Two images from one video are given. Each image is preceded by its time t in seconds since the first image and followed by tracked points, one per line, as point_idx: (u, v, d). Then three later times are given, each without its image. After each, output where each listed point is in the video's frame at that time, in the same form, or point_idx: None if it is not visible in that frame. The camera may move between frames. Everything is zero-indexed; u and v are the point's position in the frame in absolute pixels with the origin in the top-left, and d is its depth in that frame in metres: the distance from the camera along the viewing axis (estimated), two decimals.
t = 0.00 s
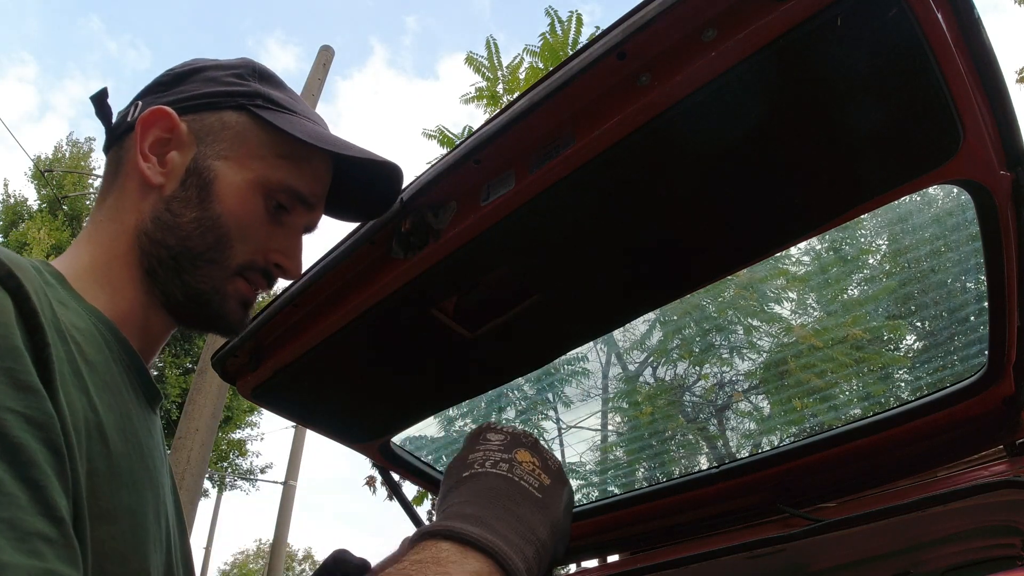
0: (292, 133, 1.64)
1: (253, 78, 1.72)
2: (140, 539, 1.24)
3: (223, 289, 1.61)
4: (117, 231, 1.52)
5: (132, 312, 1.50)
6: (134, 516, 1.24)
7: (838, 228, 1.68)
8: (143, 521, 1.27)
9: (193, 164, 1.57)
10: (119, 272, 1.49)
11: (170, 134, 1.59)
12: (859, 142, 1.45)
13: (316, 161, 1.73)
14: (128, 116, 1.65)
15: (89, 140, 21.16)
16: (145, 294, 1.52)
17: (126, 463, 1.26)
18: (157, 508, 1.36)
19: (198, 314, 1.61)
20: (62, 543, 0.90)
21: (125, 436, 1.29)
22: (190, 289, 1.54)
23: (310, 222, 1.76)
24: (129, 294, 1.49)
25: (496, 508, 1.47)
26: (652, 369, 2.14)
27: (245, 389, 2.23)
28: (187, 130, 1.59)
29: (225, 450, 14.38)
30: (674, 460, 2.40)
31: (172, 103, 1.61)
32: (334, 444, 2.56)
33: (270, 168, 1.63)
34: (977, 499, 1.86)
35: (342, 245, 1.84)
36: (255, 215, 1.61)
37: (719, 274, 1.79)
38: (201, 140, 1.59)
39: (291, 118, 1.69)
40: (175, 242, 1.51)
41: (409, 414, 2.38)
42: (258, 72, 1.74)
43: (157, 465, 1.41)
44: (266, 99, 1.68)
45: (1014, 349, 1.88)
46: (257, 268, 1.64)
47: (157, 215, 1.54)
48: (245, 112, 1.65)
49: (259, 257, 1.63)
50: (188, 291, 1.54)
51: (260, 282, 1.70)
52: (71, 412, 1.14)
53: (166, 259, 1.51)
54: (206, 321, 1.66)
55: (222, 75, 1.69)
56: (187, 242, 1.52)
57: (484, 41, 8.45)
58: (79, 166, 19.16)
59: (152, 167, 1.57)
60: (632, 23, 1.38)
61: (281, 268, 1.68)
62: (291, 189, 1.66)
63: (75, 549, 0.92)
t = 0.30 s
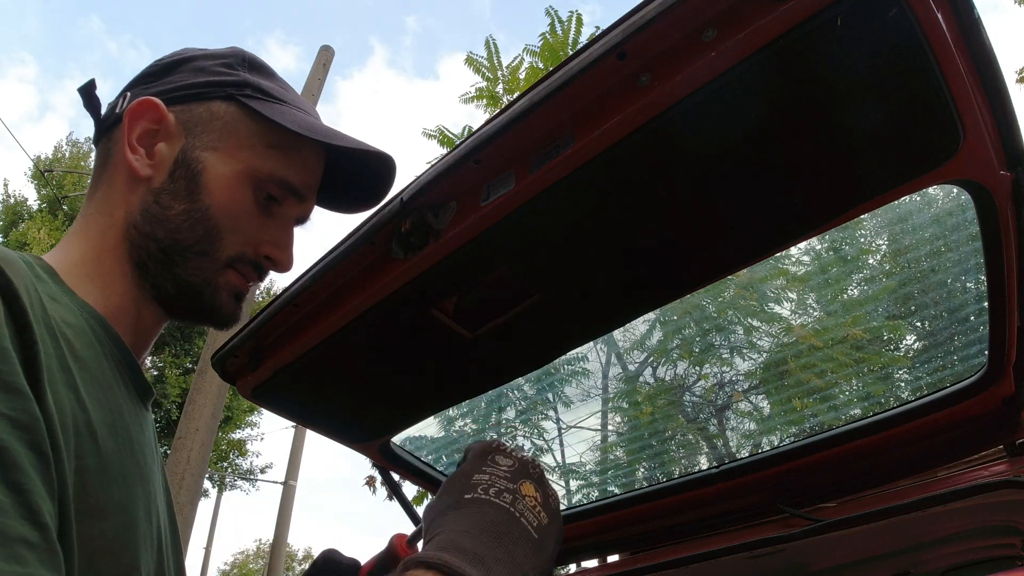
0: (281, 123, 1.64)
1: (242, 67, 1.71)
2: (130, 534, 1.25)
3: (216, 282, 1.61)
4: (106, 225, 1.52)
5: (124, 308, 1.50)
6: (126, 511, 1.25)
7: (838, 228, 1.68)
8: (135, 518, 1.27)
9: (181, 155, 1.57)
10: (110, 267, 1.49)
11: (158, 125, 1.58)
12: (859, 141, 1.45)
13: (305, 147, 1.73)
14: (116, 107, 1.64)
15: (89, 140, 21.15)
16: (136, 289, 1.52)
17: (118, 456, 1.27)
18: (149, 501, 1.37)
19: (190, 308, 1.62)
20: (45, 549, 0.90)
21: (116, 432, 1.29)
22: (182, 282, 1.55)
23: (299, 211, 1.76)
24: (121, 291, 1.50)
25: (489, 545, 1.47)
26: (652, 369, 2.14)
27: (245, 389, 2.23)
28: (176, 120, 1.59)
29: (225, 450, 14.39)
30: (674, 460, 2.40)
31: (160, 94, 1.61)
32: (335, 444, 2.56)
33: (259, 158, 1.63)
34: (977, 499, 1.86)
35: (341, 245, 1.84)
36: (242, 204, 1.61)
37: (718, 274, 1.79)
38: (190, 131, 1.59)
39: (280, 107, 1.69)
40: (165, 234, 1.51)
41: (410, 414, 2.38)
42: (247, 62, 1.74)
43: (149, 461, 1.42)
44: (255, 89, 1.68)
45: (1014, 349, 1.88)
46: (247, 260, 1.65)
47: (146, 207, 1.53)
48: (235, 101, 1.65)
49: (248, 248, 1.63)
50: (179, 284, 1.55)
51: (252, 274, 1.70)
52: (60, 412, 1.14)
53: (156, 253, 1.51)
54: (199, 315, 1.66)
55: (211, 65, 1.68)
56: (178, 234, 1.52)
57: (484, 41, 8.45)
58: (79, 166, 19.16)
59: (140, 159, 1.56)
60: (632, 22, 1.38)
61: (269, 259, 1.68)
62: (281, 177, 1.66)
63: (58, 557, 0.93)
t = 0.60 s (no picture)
0: (281, 119, 1.65)
1: (237, 64, 1.71)
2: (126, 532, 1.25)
3: (217, 274, 1.62)
4: (104, 219, 1.51)
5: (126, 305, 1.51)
6: (122, 510, 1.25)
7: (838, 228, 1.68)
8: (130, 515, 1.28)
9: (181, 150, 1.57)
10: (113, 263, 1.49)
11: (157, 120, 1.58)
12: (859, 141, 1.45)
13: (302, 144, 1.76)
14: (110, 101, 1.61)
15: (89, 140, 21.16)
16: (137, 282, 1.53)
17: (111, 458, 1.27)
18: (143, 499, 1.37)
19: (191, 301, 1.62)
20: (25, 566, 0.92)
21: (109, 432, 1.30)
22: (184, 274, 1.56)
23: (293, 207, 1.77)
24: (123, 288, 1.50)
25: None
26: (652, 369, 2.14)
27: (245, 389, 2.23)
28: (175, 115, 1.59)
29: (225, 450, 14.39)
30: (674, 460, 2.40)
31: (157, 89, 1.60)
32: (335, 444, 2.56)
33: (258, 154, 1.65)
34: (977, 499, 1.86)
35: (341, 245, 1.85)
36: (242, 198, 1.62)
37: (718, 274, 1.79)
38: (188, 126, 1.59)
39: (278, 105, 1.70)
40: (167, 229, 1.51)
41: (410, 414, 2.38)
42: (241, 60, 1.74)
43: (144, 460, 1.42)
44: (252, 86, 1.69)
45: (1014, 349, 1.89)
46: (245, 253, 1.65)
47: (147, 200, 1.53)
48: (233, 98, 1.65)
49: (248, 244, 1.64)
50: (183, 275, 1.56)
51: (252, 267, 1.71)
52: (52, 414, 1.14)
53: (159, 245, 1.52)
54: (202, 307, 1.66)
55: (205, 62, 1.68)
56: (179, 227, 1.53)
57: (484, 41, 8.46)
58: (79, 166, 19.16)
59: (141, 153, 1.55)
60: (632, 23, 1.38)
61: (270, 255, 1.69)
62: (280, 174, 1.68)
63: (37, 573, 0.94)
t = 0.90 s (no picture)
0: (254, 121, 1.72)
1: (195, 76, 1.73)
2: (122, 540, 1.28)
3: (225, 262, 1.63)
4: (100, 228, 1.51)
5: (132, 308, 1.51)
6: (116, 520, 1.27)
7: (838, 228, 1.68)
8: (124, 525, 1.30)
9: (175, 155, 1.58)
10: (114, 266, 1.49)
11: (146, 132, 1.57)
12: (859, 141, 1.45)
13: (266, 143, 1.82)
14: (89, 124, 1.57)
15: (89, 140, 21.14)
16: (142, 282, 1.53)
17: (97, 472, 1.27)
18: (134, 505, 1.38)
19: (203, 293, 1.65)
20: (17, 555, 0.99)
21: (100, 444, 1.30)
22: (198, 266, 1.58)
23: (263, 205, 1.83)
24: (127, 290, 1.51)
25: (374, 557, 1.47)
26: (652, 369, 2.14)
27: (245, 390, 2.23)
28: (159, 126, 1.59)
29: (225, 450, 14.38)
30: (674, 460, 2.39)
31: (136, 105, 1.58)
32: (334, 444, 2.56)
33: (236, 154, 1.70)
34: (977, 499, 1.86)
35: (342, 245, 1.85)
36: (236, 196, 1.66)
37: (718, 273, 1.79)
38: (175, 136, 1.60)
39: (242, 109, 1.75)
40: (175, 227, 1.54)
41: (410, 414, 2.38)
42: (194, 72, 1.75)
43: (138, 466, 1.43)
44: (218, 93, 1.72)
45: (1014, 349, 1.90)
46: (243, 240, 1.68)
47: (150, 205, 1.54)
48: (205, 106, 1.68)
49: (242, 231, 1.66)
50: (197, 267, 1.58)
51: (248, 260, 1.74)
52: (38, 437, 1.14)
53: (170, 241, 1.54)
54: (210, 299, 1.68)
55: (167, 76, 1.68)
56: (189, 222, 1.56)
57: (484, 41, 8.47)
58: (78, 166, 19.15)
59: (137, 165, 1.54)
60: (632, 23, 1.39)
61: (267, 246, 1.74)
62: (257, 170, 1.76)
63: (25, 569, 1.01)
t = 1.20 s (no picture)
0: (207, 119, 1.88)
1: (151, 79, 1.89)
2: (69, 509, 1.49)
3: (173, 254, 1.77)
4: (57, 223, 1.67)
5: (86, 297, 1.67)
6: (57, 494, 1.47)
7: (838, 228, 1.68)
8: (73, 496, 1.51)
9: (126, 152, 1.72)
10: (67, 259, 1.65)
11: (97, 133, 1.72)
12: (859, 141, 1.45)
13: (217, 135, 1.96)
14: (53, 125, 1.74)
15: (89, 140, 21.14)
16: (97, 275, 1.69)
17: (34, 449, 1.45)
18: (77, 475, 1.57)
19: (151, 285, 1.79)
20: None
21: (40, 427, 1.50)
22: (148, 258, 1.72)
23: (221, 200, 1.97)
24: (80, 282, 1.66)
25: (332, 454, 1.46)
26: (652, 369, 2.14)
27: (245, 389, 2.23)
28: (112, 125, 1.74)
29: (225, 450, 14.38)
30: (674, 460, 2.41)
31: (90, 105, 1.74)
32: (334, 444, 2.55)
33: (186, 151, 1.84)
34: (978, 499, 1.86)
35: (342, 245, 1.86)
36: (187, 191, 1.80)
37: (718, 273, 1.78)
38: (126, 134, 1.75)
39: (195, 108, 1.90)
40: (124, 222, 1.68)
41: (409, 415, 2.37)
42: (152, 74, 1.91)
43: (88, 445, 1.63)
44: (170, 92, 1.87)
45: (1014, 349, 1.90)
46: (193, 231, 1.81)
47: (101, 201, 1.69)
48: (158, 105, 1.83)
49: (194, 224, 1.81)
50: (147, 258, 1.72)
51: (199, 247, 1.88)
52: None
53: (120, 235, 1.68)
54: (161, 292, 1.82)
55: (125, 78, 1.84)
56: (138, 217, 1.69)
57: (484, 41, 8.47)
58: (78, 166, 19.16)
59: (90, 162, 1.69)
60: (632, 22, 1.40)
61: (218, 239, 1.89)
62: (211, 165, 1.90)
63: None
